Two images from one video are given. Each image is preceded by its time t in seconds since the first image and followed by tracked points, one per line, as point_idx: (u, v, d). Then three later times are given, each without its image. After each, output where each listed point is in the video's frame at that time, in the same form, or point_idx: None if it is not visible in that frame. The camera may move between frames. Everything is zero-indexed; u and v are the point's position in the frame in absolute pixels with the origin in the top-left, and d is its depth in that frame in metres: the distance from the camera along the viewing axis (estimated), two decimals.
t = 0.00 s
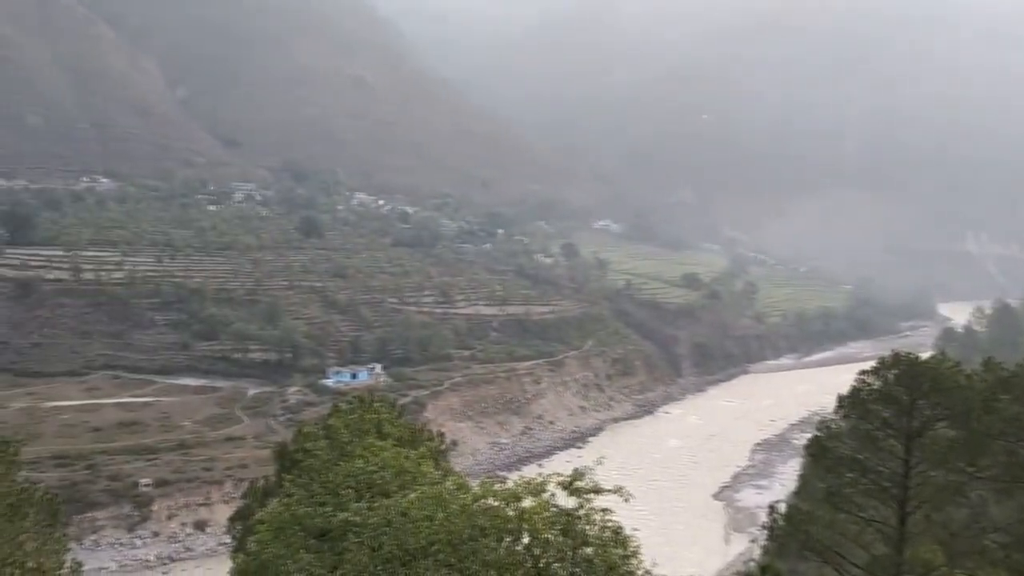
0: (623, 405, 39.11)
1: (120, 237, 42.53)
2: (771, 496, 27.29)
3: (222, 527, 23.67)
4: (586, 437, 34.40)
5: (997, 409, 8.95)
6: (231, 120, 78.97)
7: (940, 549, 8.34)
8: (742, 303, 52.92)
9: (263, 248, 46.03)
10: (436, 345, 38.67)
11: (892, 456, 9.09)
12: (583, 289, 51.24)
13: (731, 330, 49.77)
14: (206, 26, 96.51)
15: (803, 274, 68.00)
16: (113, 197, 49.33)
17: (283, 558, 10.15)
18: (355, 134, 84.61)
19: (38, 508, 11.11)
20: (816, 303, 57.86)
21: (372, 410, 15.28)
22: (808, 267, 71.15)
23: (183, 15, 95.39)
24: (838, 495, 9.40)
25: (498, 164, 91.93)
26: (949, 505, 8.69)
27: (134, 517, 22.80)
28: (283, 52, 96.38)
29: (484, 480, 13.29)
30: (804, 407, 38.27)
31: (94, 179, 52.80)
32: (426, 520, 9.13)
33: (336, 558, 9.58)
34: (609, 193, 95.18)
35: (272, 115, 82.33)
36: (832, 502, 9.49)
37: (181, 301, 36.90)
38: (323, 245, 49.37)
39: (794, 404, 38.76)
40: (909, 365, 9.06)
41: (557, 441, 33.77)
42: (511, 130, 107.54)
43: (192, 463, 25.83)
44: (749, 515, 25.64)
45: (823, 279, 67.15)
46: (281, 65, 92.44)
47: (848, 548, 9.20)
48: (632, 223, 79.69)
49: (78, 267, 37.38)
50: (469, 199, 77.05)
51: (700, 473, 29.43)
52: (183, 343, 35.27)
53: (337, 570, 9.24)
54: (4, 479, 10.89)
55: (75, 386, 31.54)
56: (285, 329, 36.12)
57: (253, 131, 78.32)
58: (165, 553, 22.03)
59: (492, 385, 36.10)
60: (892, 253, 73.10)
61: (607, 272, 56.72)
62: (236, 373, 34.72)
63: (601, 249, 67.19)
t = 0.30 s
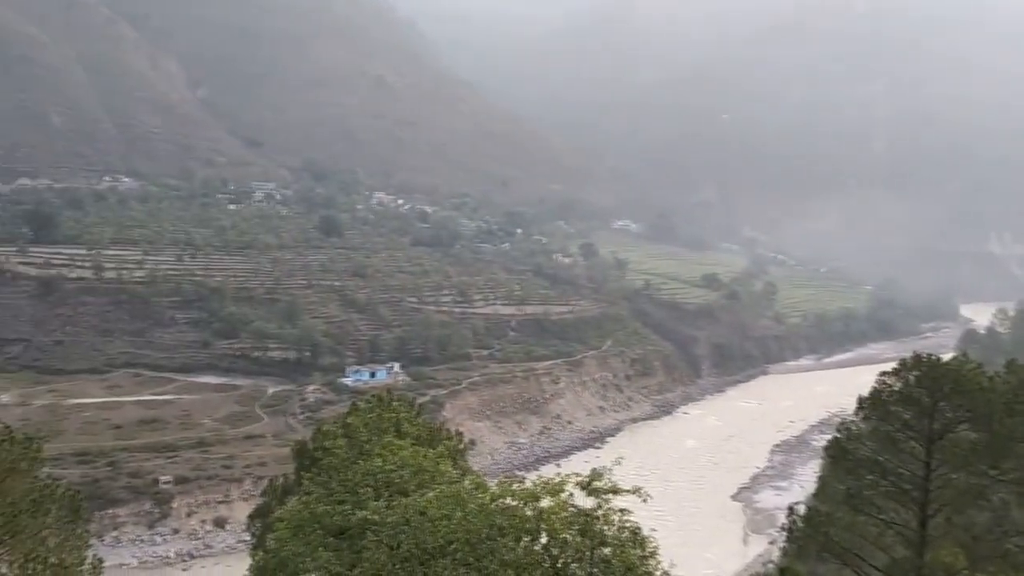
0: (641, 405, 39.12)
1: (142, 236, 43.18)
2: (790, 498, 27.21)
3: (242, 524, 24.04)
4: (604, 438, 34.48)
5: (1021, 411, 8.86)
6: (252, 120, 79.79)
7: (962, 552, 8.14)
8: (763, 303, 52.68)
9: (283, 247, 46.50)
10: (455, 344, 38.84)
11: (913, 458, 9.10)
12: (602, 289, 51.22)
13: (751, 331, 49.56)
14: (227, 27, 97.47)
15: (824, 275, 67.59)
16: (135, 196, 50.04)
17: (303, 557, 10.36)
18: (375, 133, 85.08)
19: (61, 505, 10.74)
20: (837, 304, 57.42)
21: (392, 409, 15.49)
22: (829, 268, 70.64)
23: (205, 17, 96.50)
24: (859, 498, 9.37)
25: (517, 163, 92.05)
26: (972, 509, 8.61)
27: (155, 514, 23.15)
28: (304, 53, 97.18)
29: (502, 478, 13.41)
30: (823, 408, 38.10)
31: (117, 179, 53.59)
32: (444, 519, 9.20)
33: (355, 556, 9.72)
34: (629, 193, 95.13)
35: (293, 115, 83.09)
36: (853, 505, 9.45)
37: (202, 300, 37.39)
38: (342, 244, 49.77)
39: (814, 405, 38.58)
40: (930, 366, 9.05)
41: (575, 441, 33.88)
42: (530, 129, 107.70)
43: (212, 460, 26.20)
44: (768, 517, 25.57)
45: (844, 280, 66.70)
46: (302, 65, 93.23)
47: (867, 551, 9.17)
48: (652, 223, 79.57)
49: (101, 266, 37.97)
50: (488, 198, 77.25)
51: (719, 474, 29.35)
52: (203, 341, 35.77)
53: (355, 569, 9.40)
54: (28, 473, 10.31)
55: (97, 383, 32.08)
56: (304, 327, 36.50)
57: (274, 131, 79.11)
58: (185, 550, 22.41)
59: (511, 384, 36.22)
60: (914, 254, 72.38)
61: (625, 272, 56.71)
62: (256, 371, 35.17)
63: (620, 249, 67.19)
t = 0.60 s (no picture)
0: (659, 406, 39.07)
1: (161, 236, 43.72)
2: (809, 499, 27.08)
3: (260, 523, 24.26)
4: (621, 438, 34.47)
5: None
6: (271, 121, 80.46)
7: (984, 555, 8.08)
8: (781, 303, 52.43)
9: (301, 247, 46.91)
10: (472, 345, 38.99)
11: (934, 460, 9.06)
12: (619, 289, 51.17)
13: (769, 332, 49.32)
14: (246, 28, 98.34)
15: (844, 275, 67.13)
16: (155, 196, 50.57)
17: (322, 555, 10.48)
18: (393, 133, 85.45)
19: (81, 503, 10.86)
20: (857, 304, 56.97)
21: (409, 409, 15.63)
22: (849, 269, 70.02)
23: (223, 19, 97.38)
24: (879, 499, 9.32)
25: (534, 163, 92.16)
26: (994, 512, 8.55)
27: (175, 512, 23.47)
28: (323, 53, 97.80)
29: (519, 479, 13.49)
30: (843, 409, 37.86)
31: (137, 180, 54.20)
32: (462, 519, 9.31)
33: (373, 555, 9.81)
34: (647, 194, 94.97)
35: (312, 116, 83.71)
36: (873, 508, 9.40)
37: (220, 300, 37.85)
38: (360, 244, 50.11)
39: (833, 406, 38.34)
40: (951, 368, 9.06)
41: (593, 441, 33.92)
42: (548, 129, 107.73)
43: (231, 459, 26.51)
44: (786, 518, 25.46)
45: (863, 280, 66.27)
46: (320, 66, 93.85)
47: (887, 553, 9.12)
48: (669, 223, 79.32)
49: (121, 265, 38.47)
50: (504, 199, 77.39)
51: (737, 476, 29.23)
52: (222, 341, 36.17)
53: (373, 567, 9.52)
54: (48, 471, 10.40)
55: (118, 382, 32.53)
56: (322, 327, 36.84)
57: (293, 133, 79.75)
58: (204, 549, 22.71)
59: (529, 384, 36.31)
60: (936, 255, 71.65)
61: (643, 272, 56.64)
62: (274, 371, 35.51)
63: (638, 249, 67.16)
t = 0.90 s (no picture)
0: (693, 407, 38.95)
1: (197, 237, 44.76)
2: (846, 502, 26.84)
3: (295, 521, 24.71)
4: (654, 440, 34.44)
5: None
6: (305, 123, 81.63)
7: None
8: (817, 304, 51.91)
9: (335, 248, 47.62)
10: (505, 345, 39.26)
11: (975, 464, 9.02)
12: (651, 290, 51.04)
13: (805, 333, 48.80)
14: (282, 31, 99.93)
15: (881, 276, 66.16)
16: (192, 197, 51.64)
17: (355, 553, 10.64)
18: (426, 134, 86.08)
19: (122, 500, 11.09)
20: (896, 305, 56.08)
21: (442, 409, 15.90)
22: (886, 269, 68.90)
23: (258, 23, 99.15)
24: (917, 503, 9.25)
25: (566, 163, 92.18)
26: None
27: (210, 510, 24.08)
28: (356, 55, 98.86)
29: (552, 480, 13.70)
30: (880, 411, 37.40)
31: (174, 181, 55.32)
32: (495, 520, 9.51)
33: (407, 553, 10.02)
34: (681, 193, 94.46)
35: (346, 117, 84.72)
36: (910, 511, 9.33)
37: (255, 299, 38.72)
38: (393, 244, 50.70)
39: (870, 408, 37.88)
40: (991, 370, 9.05)
41: (626, 442, 33.98)
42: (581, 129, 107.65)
43: (265, 458, 27.13)
44: (822, 521, 25.27)
45: (901, 280, 65.26)
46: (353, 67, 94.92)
47: (925, 558, 9.05)
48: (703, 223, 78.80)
49: (158, 266, 39.44)
50: (536, 199, 77.57)
51: (773, 478, 29.03)
52: (257, 340, 36.93)
53: (406, 565, 9.70)
54: (89, 468, 10.71)
55: (155, 380, 33.39)
56: (355, 327, 37.45)
57: (327, 134, 80.80)
58: (240, 547, 23.09)
59: (561, 385, 36.48)
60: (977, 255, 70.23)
61: (676, 271, 56.44)
62: (308, 369, 36.13)
63: (671, 249, 66.91)
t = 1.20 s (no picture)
0: (731, 408, 38.67)
1: (237, 238, 45.70)
2: (887, 506, 26.44)
3: (332, 519, 25.16)
4: (692, 441, 34.31)
5: None
6: (342, 125, 82.73)
7: None
8: (858, 304, 51.14)
9: (372, 249, 48.28)
10: (541, 346, 39.40)
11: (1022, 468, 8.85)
12: (688, 290, 50.77)
13: (845, 334, 48.07)
14: (320, 34, 101.49)
15: (924, 276, 64.89)
16: (233, 198, 52.74)
17: (392, 552, 10.85)
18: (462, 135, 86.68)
19: (164, 497, 11.41)
20: (941, 306, 54.89)
21: (479, 409, 16.14)
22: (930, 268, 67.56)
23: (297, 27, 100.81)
24: (962, 506, 9.06)
25: (603, 163, 92.05)
26: None
27: (249, 508, 24.69)
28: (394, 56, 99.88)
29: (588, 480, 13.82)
30: (923, 414, 36.69)
31: (215, 183, 56.59)
32: (532, 520, 9.68)
33: (445, 552, 10.20)
34: (719, 192, 93.59)
35: (382, 119, 85.71)
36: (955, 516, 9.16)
37: (293, 300, 39.43)
38: (429, 245, 51.21)
39: (913, 411, 37.19)
40: None
41: (663, 443, 33.90)
42: (617, 128, 107.39)
43: (303, 457, 27.69)
44: (863, 524, 24.95)
45: (945, 280, 63.89)
46: (390, 68, 95.92)
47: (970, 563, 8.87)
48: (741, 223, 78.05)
49: (198, 267, 40.39)
50: (571, 199, 77.55)
51: (812, 481, 28.73)
52: (296, 340, 37.62)
53: (443, 564, 9.89)
54: (131, 466, 11.13)
55: (195, 380, 34.23)
56: (392, 328, 37.94)
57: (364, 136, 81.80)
58: (280, 544, 23.63)
59: (597, 386, 36.52)
60: None
61: (713, 272, 56.04)
62: (346, 368, 36.71)
63: (709, 249, 66.42)
